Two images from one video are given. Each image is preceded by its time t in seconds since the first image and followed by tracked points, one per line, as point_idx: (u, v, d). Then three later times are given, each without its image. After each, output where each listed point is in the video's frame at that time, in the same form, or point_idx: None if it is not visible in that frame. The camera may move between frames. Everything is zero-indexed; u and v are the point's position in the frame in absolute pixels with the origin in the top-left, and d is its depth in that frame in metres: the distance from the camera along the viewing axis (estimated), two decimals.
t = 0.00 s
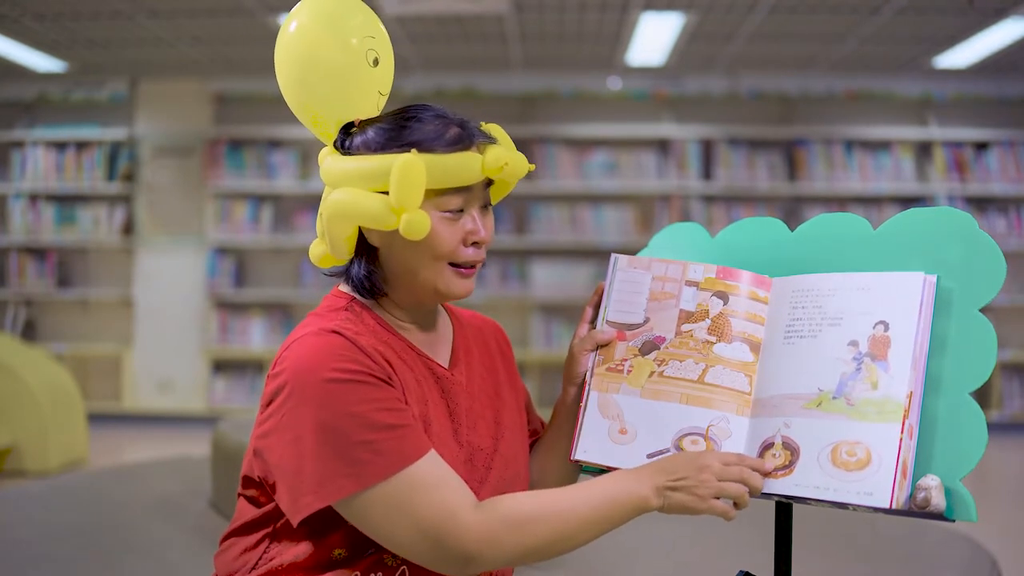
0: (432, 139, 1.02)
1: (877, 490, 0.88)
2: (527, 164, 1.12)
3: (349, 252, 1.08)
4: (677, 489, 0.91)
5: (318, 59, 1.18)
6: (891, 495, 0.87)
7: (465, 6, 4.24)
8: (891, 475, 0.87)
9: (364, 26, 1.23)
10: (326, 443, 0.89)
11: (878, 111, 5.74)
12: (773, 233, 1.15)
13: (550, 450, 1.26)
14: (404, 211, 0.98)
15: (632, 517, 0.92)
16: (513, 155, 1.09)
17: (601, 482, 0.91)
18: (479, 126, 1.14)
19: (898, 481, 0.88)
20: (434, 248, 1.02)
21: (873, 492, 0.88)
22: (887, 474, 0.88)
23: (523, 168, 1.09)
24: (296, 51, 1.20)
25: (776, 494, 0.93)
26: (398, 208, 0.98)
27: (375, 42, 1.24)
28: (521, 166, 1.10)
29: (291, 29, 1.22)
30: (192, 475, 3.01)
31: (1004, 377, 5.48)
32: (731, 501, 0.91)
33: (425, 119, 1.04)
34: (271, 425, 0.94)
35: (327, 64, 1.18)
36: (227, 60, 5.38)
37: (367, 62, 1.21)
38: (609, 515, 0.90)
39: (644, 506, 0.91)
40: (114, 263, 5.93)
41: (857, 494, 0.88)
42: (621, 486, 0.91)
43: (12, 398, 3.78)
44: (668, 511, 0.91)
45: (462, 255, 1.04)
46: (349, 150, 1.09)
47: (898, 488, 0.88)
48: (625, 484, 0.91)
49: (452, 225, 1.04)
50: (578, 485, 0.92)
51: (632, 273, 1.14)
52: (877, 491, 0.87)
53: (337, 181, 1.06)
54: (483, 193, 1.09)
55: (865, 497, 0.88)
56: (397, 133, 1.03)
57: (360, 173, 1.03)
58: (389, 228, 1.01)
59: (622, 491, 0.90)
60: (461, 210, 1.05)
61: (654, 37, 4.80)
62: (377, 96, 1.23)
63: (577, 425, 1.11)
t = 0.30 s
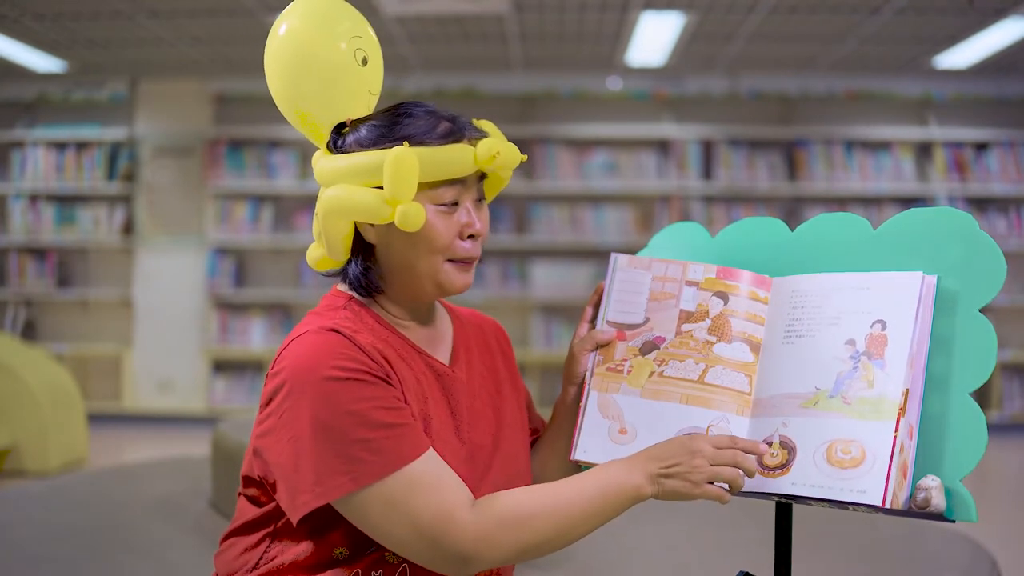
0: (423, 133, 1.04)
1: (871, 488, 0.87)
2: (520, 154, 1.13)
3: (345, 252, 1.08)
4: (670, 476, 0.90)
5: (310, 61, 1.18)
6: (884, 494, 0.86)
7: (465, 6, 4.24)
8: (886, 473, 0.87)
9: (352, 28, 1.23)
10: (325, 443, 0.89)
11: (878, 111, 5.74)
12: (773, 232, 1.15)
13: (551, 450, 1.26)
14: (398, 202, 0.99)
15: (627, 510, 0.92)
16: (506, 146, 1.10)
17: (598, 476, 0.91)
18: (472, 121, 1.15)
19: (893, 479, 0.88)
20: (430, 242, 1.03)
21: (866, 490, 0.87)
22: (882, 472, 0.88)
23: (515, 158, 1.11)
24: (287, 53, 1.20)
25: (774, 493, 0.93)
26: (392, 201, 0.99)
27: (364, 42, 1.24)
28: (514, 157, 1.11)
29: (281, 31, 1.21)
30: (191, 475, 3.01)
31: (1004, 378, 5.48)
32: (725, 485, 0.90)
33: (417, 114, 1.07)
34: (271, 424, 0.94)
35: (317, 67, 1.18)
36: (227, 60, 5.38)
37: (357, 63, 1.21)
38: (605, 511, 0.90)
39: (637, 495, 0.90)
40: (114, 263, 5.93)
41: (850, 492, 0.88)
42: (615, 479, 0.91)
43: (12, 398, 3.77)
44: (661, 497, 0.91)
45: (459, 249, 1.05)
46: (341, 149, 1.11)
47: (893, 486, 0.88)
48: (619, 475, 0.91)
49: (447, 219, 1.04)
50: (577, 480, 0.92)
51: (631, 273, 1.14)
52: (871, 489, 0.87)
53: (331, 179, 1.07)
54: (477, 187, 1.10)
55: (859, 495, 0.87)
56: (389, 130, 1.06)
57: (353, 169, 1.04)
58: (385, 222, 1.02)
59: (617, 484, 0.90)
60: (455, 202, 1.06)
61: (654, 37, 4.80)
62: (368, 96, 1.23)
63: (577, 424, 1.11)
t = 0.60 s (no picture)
0: (421, 131, 1.04)
1: (870, 488, 0.87)
2: (519, 151, 1.13)
3: (344, 252, 1.08)
4: (668, 477, 0.90)
5: (307, 63, 1.18)
6: (883, 494, 0.86)
7: (465, 5, 4.24)
8: (885, 473, 0.87)
9: (349, 30, 1.23)
10: (322, 442, 0.89)
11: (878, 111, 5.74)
12: (772, 233, 1.15)
13: (550, 450, 1.26)
14: (395, 200, 0.99)
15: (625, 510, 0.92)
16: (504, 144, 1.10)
17: (597, 475, 0.91)
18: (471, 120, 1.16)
19: (893, 479, 0.88)
20: (428, 240, 1.03)
21: (865, 490, 0.87)
22: (881, 472, 0.88)
23: (513, 155, 1.11)
24: (284, 55, 1.20)
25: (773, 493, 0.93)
26: (389, 198, 0.99)
27: (360, 44, 1.24)
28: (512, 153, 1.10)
29: (279, 33, 1.21)
30: (191, 475, 3.01)
31: (1004, 378, 5.48)
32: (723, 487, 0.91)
33: (414, 113, 1.07)
34: (269, 424, 0.95)
35: (314, 66, 1.18)
36: (227, 60, 5.38)
37: (353, 62, 1.21)
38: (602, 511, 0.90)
39: (635, 496, 0.91)
40: (114, 263, 5.93)
41: (850, 492, 0.88)
42: (613, 477, 0.91)
43: (12, 398, 3.77)
44: (660, 499, 0.91)
45: (458, 247, 1.05)
46: (340, 149, 1.11)
47: (893, 486, 0.88)
48: (618, 474, 0.91)
49: (445, 217, 1.05)
50: (576, 479, 0.92)
51: (631, 273, 1.14)
52: (870, 489, 0.87)
53: (330, 178, 1.07)
54: (475, 184, 1.10)
55: (859, 495, 0.87)
56: (387, 128, 1.06)
57: (351, 168, 1.05)
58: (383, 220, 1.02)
59: (616, 483, 0.90)
60: (454, 200, 1.06)
61: (654, 37, 4.79)
62: (365, 95, 1.23)
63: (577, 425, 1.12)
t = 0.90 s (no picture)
0: (422, 131, 1.05)
1: (871, 489, 0.87)
2: (517, 160, 1.13)
3: (340, 245, 1.10)
4: (663, 475, 0.91)
5: (322, 59, 1.20)
6: (885, 494, 0.86)
7: (465, 5, 4.24)
8: (886, 474, 0.87)
9: (362, 26, 1.25)
10: (320, 440, 0.89)
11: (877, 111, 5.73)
12: (772, 233, 1.15)
13: (550, 450, 1.26)
14: (387, 198, 0.99)
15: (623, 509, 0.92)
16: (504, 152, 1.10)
17: (595, 472, 0.91)
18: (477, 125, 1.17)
19: (894, 480, 0.88)
20: (420, 239, 1.03)
21: (867, 491, 0.87)
22: (882, 473, 0.88)
23: (512, 161, 1.11)
24: (298, 51, 1.22)
25: (773, 493, 0.93)
26: (381, 195, 0.99)
27: (373, 40, 1.26)
28: (510, 162, 1.10)
29: (294, 29, 1.23)
30: (191, 475, 3.01)
31: (1004, 378, 5.47)
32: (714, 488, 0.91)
33: (418, 113, 1.08)
34: (267, 421, 0.95)
35: (325, 63, 1.20)
36: (227, 60, 5.38)
37: (364, 59, 1.22)
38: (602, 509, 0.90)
39: (632, 494, 0.90)
40: (113, 263, 5.92)
41: (851, 492, 0.88)
42: (612, 476, 0.91)
43: (12, 398, 3.77)
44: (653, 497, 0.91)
45: (450, 249, 1.05)
46: (343, 143, 1.12)
47: (893, 486, 0.88)
48: (617, 472, 0.91)
49: (440, 218, 1.05)
50: (574, 478, 0.92)
51: (632, 274, 1.14)
52: (872, 490, 0.87)
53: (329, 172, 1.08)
54: (473, 189, 1.10)
55: (860, 496, 0.87)
56: (389, 126, 1.06)
57: (348, 164, 1.06)
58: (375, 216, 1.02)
59: (615, 482, 0.90)
60: (449, 203, 1.06)
61: (654, 37, 4.79)
62: (375, 93, 1.25)
63: (577, 425, 1.12)
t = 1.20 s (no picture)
0: (424, 131, 1.05)
1: (869, 488, 0.87)
2: (516, 163, 1.13)
3: (340, 241, 1.10)
4: (661, 468, 0.92)
5: (326, 58, 1.20)
6: (882, 493, 0.86)
7: (464, 5, 4.24)
8: (885, 473, 0.87)
9: (368, 24, 1.25)
10: (320, 439, 0.89)
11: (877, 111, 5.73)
12: (773, 233, 1.15)
13: (550, 450, 1.26)
14: (386, 196, 0.99)
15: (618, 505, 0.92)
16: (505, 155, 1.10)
17: (589, 469, 0.92)
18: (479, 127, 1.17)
19: (892, 479, 0.87)
20: (418, 239, 1.03)
21: (865, 490, 0.87)
22: (881, 472, 0.87)
23: (513, 164, 1.10)
24: (303, 50, 1.22)
25: (771, 493, 0.93)
26: (380, 193, 0.99)
27: (378, 38, 1.26)
28: (510, 165, 1.10)
29: (300, 28, 1.23)
30: (191, 475, 3.01)
31: (1004, 378, 5.48)
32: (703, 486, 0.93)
33: (421, 113, 1.08)
34: (267, 420, 0.95)
35: (329, 63, 1.20)
36: (227, 60, 5.38)
37: (368, 59, 1.22)
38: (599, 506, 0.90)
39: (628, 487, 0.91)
40: (113, 263, 5.92)
41: (849, 491, 0.88)
42: (608, 473, 0.91)
43: (12, 398, 3.77)
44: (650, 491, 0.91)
45: (447, 250, 1.05)
46: (346, 140, 1.12)
47: (892, 486, 0.87)
48: (614, 466, 0.91)
49: (439, 218, 1.05)
50: (570, 475, 0.92)
51: (632, 274, 1.14)
52: (869, 488, 0.87)
53: (330, 169, 1.08)
54: (474, 191, 1.10)
55: (858, 495, 0.87)
56: (391, 124, 1.07)
57: (349, 162, 1.06)
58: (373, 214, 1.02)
59: (611, 476, 0.91)
60: (449, 203, 1.06)
61: (654, 37, 4.79)
62: (380, 92, 1.25)
63: (577, 425, 1.12)
